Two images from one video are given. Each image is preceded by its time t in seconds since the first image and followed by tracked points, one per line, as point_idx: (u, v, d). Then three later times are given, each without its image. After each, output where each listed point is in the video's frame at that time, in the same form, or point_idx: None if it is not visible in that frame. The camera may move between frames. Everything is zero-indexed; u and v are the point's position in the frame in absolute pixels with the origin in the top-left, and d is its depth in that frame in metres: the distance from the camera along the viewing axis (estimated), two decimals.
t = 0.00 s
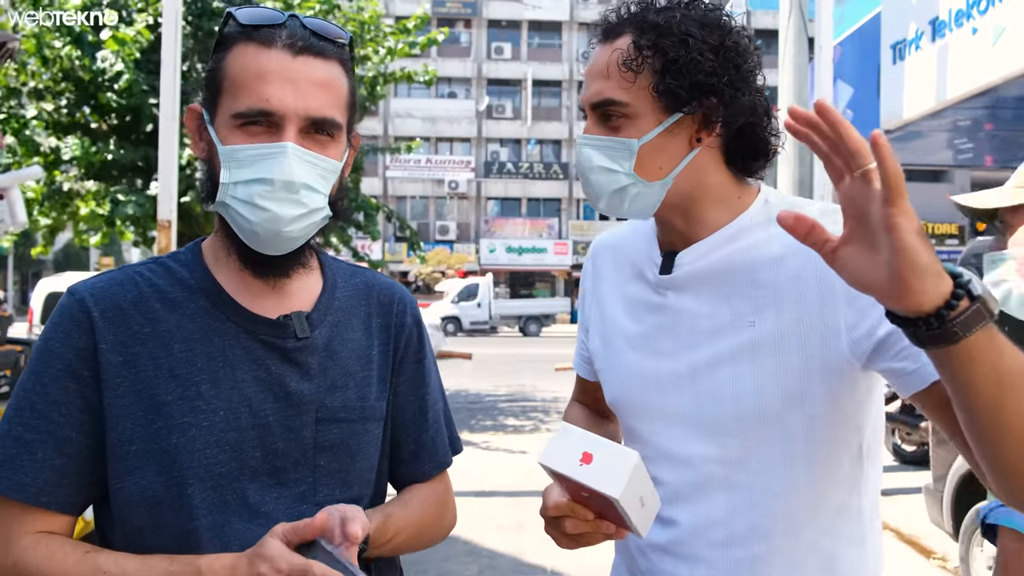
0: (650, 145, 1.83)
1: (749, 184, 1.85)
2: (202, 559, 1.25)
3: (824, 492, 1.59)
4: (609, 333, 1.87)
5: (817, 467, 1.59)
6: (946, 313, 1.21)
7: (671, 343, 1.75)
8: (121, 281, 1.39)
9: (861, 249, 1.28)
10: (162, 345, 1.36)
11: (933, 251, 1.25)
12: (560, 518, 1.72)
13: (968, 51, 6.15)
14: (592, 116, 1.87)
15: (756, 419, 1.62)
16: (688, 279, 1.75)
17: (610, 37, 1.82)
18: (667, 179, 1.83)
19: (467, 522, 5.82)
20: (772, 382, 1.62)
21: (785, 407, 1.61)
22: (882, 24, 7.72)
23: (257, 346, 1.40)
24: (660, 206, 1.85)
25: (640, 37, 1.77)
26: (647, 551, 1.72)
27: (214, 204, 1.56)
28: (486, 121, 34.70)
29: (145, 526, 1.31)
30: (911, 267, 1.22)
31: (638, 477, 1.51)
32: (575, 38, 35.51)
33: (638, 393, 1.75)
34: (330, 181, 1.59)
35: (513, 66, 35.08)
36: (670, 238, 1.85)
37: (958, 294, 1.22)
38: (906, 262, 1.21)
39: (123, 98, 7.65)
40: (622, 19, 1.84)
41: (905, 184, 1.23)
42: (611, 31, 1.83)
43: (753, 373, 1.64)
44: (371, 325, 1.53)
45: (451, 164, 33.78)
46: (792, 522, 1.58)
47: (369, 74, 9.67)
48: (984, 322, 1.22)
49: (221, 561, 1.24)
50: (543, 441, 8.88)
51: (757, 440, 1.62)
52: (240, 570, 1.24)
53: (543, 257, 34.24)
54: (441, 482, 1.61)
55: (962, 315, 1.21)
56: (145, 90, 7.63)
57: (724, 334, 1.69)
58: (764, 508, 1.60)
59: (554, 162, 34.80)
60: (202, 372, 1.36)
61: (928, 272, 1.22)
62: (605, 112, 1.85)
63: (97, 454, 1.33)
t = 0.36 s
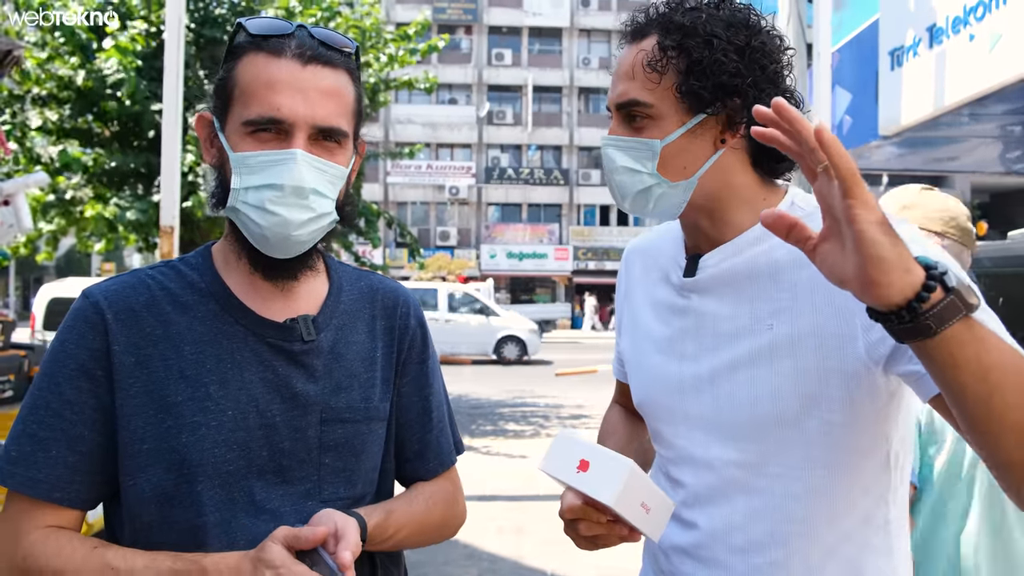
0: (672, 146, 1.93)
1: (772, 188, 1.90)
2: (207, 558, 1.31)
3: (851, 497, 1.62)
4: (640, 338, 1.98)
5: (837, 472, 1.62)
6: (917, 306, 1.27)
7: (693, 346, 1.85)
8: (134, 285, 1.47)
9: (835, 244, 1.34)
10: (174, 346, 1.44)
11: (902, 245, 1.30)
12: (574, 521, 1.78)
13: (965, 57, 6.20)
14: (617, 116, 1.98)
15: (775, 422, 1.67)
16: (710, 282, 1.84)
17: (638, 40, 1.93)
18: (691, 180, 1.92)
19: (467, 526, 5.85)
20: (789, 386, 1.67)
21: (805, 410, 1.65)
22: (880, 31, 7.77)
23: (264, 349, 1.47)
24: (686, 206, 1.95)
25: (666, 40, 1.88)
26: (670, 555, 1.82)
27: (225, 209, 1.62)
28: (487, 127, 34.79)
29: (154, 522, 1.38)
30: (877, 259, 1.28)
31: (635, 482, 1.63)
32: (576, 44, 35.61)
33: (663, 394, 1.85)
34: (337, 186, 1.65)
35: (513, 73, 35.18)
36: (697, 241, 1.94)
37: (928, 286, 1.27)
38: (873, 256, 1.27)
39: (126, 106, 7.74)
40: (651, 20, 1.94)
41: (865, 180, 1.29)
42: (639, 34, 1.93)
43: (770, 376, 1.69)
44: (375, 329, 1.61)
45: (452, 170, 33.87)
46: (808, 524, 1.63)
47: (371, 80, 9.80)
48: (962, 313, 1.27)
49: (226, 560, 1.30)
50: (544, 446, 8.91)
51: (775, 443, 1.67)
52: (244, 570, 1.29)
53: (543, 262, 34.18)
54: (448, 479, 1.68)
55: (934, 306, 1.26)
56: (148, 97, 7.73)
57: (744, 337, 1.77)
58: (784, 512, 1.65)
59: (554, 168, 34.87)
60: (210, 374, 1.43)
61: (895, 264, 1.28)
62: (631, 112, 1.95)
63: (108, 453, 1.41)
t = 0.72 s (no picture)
0: (686, 155, 2.00)
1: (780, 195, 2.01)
2: (218, 545, 1.42)
3: (841, 494, 1.69)
4: (646, 339, 2.05)
5: (828, 468, 1.69)
6: (894, 321, 1.34)
7: (695, 346, 1.92)
8: (146, 289, 1.58)
9: (822, 262, 1.42)
10: (185, 348, 1.55)
11: (879, 261, 1.37)
12: (581, 511, 1.85)
13: (959, 65, 6.28)
14: (633, 127, 2.06)
15: (771, 420, 1.74)
16: (714, 287, 1.91)
17: (654, 57, 2.00)
18: (703, 187, 2.00)
19: (466, 528, 5.94)
20: (785, 386, 1.74)
21: (798, 410, 1.72)
22: (876, 39, 7.86)
23: (271, 348, 1.58)
24: (694, 214, 2.03)
25: (682, 55, 1.96)
26: (667, 545, 1.89)
27: (296, 224, 1.73)
28: (488, 133, 34.94)
29: (170, 511, 1.49)
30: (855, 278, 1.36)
31: (639, 474, 1.70)
32: (577, 51, 35.77)
33: (668, 392, 1.91)
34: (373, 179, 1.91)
35: (514, 79, 35.34)
36: (705, 247, 2.03)
37: (903, 301, 1.34)
38: (852, 276, 1.34)
39: (128, 114, 7.83)
40: (665, 37, 2.03)
41: (840, 203, 1.36)
42: (655, 51, 2.01)
43: (768, 377, 1.76)
44: (373, 328, 1.74)
45: (453, 177, 34.00)
46: (798, 519, 1.69)
47: (372, 88, 9.96)
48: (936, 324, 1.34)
49: (235, 548, 1.41)
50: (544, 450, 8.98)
51: (770, 441, 1.74)
52: (252, 556, 1.40)
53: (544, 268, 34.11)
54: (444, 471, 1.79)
55: (909, 319, 1.34)
56: (151, 105, 7.82)
57: (747, 339, 1.83)
58: (776, 505, 1.71)
59: (555, 174, 35.02)
60: (219, 372, 1.54)
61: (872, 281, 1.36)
62: (648, 123, 2.02)
63: (125, 448, 1.52)
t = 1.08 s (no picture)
0: (687, 168, 2.08)
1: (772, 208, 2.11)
2: (224, 527, 1.54)
3: (828, 478, 1.77)
4: (646, 334, 2.13)
5: (817, 452, 1.76)
6: (871, 297, 1.40)
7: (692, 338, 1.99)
8: (148, 290, 1.69)
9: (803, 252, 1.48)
10: (186, 344, 1.66)
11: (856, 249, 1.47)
12: (581, 493, 2.00)
13: (952, 73, 6.37)
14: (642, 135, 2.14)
15: (762, 408, 1.81)
16: (711, 283, 1.99)
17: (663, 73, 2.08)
18: (699, 198, 2.09)
19: (465, 529, 6.03)
20: (776, 373, 1.81)
21: (790, 397, 1.79)
22: (872, 46, 7.97)
23: (267, 345, 1.71)
24: (692, 217, 2.14)
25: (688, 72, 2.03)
26: (660, 531, 1.98)
27: (294, 229, 1.84)
28: (488, 139, 35.08)
29: (173, 499, 1.62)
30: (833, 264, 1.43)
31: (642, 458, 1.76)
32: (577, 57, 35.93)
33: (668, 380, 2.00)
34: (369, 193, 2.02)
35: (515, 85, 35.48)
36: (703, 249, 2.13)
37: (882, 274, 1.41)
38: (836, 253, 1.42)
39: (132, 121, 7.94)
40: (676, 54, 2.10)
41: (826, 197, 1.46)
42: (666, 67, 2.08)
43: (761, 366, 1.83)
44: (359, 323, 1.89)
45: (453, 182, 34.12)
46: (781, 503, 1.78)
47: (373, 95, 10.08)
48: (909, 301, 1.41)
49: (240, 529, 1.53)
50: (543, 453, 9.07)
51: (761, 425, 1.81)
52: (257, 535, 1.52)
53: (544, 273, 34.23)
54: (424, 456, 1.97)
55: (890, 291, 1.40)
56: (154, 113, 7.94)
57: (742, 330, 1.90)
58: (766, 486, 1.79)
59: (555, 180, 35.17)
60: (219, 368, 1.66)
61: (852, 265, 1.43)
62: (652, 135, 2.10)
63: (130, 439, 1.63)
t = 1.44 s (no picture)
0: (692, 172, 2.13)
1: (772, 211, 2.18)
2: (236, 523, 1.60)
3: (819, 473, 1.83)
4: (647, 334, 2.19)
5: (810, 447, 1.82)
6: (845, 320, 1.51)
7: (691, 337, 2.05)
8: (158, 288, 1.75)
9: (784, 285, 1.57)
10: (197, 343, 1.72)
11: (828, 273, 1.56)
12: (586, 490, 2.04)
13: (947, 78, 6.45)
14: (648, 141, 2.18)
15: (758, 406, 1.87)
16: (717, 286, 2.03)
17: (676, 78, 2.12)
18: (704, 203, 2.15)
19: (464, 530, 6.08)
20: (772, 372, 1.87)
21: (784, 395, 1.85)
22: (867, 51, 8.04)
23: (275, 346, 1.78)
24: (695, 225, 2.20)
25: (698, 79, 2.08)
26: (659, 523, 2.04)
27: (306, 230, 1.90)
28: (487, 142, 35.17)
29: (181, 493, 1.69)
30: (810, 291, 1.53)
31: (645, 455, 1.82)
32: (575, 59, 36.04)
33: (668, 377, 2.06)
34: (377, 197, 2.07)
35: (513, 88, 35.59)
36: (702, 253, 2.17)
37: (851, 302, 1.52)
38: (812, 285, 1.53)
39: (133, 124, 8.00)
40: (682, 64, 2.15)
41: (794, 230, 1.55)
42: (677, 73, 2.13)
43: (757, 366, 1.89)
44: (357, 321, 2.02)
45: (452, 185, 34.21)
46: (773, 499, 1.83)
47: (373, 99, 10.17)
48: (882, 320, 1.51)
49: (253, 526, 1.59)
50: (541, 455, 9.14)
51: (756, 422, 1.87)
52: (271, 533, 1.58)
53: (543, 275, 34.34)
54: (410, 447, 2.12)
55: (859, 315, 1.51)
56: (156, 115, 8.00)
57: (740, 331, 1.96)
58: (761, 481, 1.85)
59: (553, 183, 35.26)
60: (228, 367, 1.73)
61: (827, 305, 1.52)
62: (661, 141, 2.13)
63: (139, 434, 1.68)
